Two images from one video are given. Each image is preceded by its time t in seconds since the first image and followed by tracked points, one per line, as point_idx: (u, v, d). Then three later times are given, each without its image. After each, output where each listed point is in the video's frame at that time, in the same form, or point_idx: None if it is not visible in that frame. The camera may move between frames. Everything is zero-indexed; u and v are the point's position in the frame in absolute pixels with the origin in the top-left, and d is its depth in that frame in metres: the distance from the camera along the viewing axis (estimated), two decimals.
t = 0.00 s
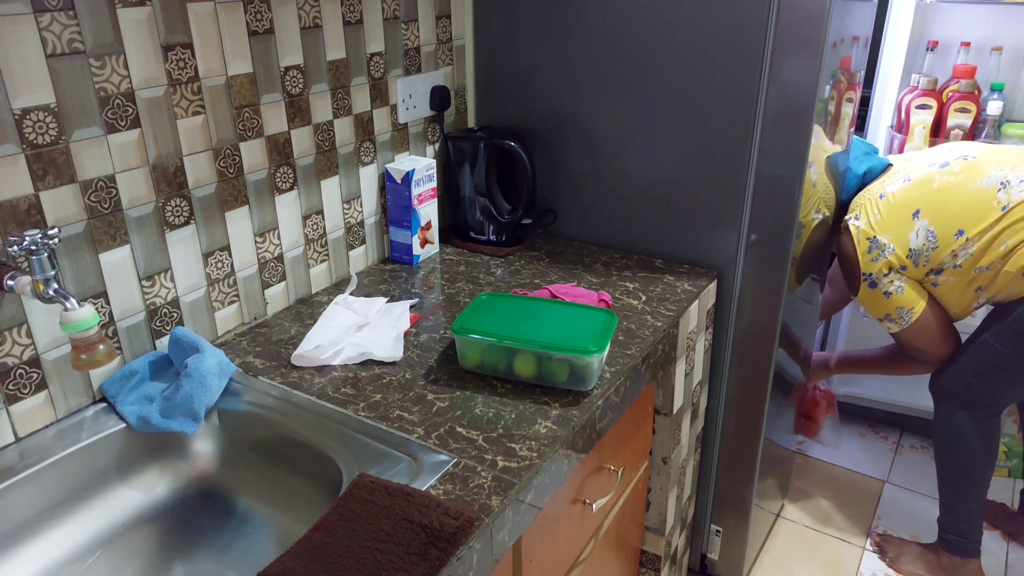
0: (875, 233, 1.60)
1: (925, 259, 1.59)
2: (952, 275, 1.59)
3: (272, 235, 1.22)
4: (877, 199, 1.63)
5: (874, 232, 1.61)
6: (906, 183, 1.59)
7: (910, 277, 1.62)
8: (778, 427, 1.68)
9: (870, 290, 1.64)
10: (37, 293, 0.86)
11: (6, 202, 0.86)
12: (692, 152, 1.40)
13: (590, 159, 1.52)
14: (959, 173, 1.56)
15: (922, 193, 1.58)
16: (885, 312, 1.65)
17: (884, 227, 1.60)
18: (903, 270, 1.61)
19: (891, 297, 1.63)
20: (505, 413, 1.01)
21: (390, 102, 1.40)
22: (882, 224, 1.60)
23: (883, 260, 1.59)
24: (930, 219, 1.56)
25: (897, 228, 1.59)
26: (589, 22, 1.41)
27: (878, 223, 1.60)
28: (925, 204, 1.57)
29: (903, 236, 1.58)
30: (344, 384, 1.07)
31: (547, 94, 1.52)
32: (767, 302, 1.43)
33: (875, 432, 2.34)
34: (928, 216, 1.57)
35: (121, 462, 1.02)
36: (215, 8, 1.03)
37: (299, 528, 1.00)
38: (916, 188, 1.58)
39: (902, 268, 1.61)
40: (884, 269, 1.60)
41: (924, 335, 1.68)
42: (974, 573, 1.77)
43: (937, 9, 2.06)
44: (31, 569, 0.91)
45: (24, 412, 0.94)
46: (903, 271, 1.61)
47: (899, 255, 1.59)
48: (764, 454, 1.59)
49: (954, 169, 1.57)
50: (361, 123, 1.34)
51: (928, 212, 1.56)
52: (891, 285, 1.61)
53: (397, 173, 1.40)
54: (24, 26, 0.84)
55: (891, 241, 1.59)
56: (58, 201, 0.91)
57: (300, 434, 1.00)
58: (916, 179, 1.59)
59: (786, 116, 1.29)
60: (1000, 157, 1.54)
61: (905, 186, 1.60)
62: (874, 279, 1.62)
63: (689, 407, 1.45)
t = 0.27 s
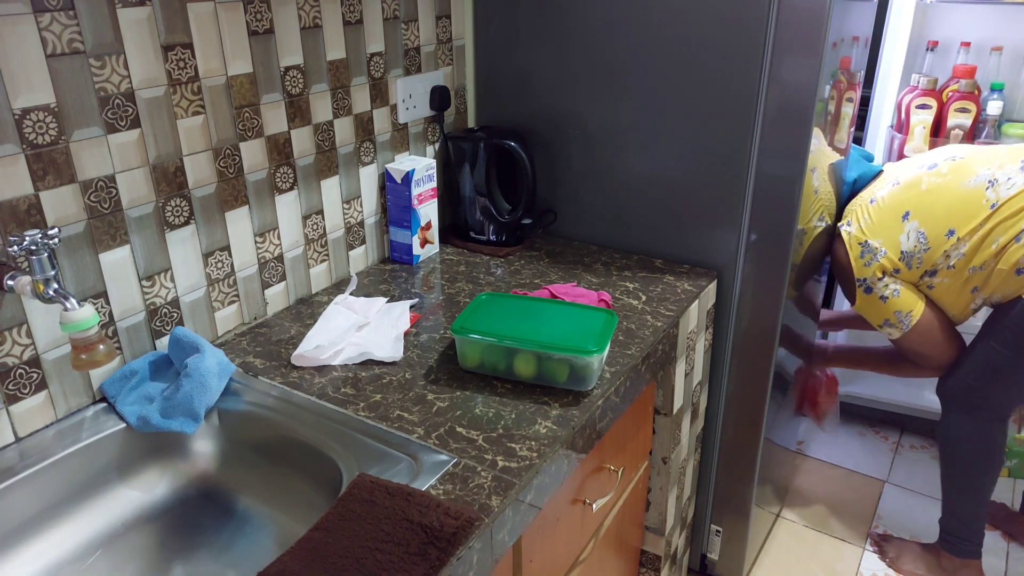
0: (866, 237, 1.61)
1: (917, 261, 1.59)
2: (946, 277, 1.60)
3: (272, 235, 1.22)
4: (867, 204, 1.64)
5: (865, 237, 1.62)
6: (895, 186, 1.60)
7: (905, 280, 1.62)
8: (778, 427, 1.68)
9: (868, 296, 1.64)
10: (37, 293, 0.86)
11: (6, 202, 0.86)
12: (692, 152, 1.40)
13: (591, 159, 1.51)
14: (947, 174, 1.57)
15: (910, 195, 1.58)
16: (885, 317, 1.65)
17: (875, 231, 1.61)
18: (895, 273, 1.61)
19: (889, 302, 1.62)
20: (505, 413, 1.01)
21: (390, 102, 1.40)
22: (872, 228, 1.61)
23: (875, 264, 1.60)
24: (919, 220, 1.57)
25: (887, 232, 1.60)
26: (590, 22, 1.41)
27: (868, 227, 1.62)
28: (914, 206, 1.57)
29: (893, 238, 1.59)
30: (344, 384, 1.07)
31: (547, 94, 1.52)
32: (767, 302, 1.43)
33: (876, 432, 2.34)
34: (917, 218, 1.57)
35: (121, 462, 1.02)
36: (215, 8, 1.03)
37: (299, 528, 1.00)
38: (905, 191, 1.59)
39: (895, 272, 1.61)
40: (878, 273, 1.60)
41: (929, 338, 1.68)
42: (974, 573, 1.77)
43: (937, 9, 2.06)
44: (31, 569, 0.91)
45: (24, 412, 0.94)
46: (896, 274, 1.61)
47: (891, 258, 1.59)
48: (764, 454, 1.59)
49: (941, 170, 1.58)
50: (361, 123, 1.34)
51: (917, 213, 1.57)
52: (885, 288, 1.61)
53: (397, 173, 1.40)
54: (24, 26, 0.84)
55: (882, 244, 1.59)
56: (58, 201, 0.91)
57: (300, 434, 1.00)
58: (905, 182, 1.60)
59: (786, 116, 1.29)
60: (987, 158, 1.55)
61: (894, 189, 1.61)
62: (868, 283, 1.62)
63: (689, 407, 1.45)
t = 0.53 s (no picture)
0: (890, 234, 1.58)
1: (939, 263, 1.59)
2: (966, 279, 1.60)
3: (272, 235, 1.22)
4: (893, 199, 1.61)
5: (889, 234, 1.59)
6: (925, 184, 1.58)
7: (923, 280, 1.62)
8: (778, 427, 1.68)
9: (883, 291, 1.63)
10: (37, 293, 0.86)
11: (5, 202, 0.86)
12: (692, 152, 1.40)
13: (591, 160, 1.51)
14: (978, 176, 1.56)
15: (941, 196, 1.57)
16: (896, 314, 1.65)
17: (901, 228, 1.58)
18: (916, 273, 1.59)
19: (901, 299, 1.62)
20: (505, 413, 1.01)
21: (391, 102, 1.40)
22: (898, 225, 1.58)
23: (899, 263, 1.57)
24: (946, 222, 1.56)
25: (913, 230, 1.57)
26: (590, 22, 1.41)
27: (893, 224, 1.58)
28: (942, 207, 1.56)
29: (918, 238, 1.57)
30: (344, 384, 1.07)
31: (547, 94, 1.52)
32: (767, 302, 1.43)
33: (875, 432, 2.34)
34: (944, 219, 1.56)
35: (121, 462, 1.02)
36: (215, 9, 1.03)
37: (299, 528, 1.00)
38: (934, 191, 1.57)
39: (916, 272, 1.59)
40: (899, 272, 1.59)
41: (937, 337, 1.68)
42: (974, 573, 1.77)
43: (937, 9, 2.06)
44: (31, 569, 0.91)
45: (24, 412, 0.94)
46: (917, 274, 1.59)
47: (913, 258, 1.58)
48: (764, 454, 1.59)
49: (974, 172, 1.56)
50: (361, 123, 1.34)
51: (945, 215, 1.56)
52: (904, 288, 1.60)
53: (397, 173, 1.40)
54: (24, 26, 0.84)
55: (906, 243, 1.57)
56: (58, 200, 0.91)
57: (300, 434, 1.00)
58: (935, 181, 1.58)
59: (786, 116, 1.29)
60: (1018, 162, 1.55)
61: (923, 187, 1.59)
62: (887, 281, 1.61)
63: (689, 407, 1.45)
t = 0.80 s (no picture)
0: (877, 237, 1.59)
1: (928, 264, 1.59)
2: (956, 280, 1.60)
3: (272, 235, 1.22)
4: (880, 203, 1.62)
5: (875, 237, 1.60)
6: (910, 187, 1.59)
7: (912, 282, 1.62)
8: (779, 427, 1.68)
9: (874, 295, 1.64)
10: (37, 293, 0.86)
11: (5, 202, 0.86)
12: (692, 152, 1.40)
13: (591, 160, 1.51)
14: (964, 177, 1.56)
15: (927, 198, 1.57)
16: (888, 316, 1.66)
17: (886, 232, 1.59)
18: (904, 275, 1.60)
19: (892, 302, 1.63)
20: (505, 413, 1.00)
21: (391, 102, 1.40)
22: (884, 228, 1.59)
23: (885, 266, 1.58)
24: (933, 224, 1.56)
25: (900, 233, 1.58)
26: (589, 22, 1.41)
27: (880, 227, 1.59)
28: (928, 209, 1.56)
29: (905, 240, 1.57)
30: (344, 384, 1.07)
31: (547, 94, 1.52)
32: (767, 302, 1.43)
33: (875, 432, 2.34)
34: (931, 221, 1.56)
35: (121, 462, 1.02)
36: (215, 9, 1.03)
37: (299, 528, 1.00)
38: (920, 192, 1.58)
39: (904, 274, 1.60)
40: (886, 275, 1.60)
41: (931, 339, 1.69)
42: (974, 573, 1.77)
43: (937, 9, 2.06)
44: (30, 569, 0.91)
45: (24, 412, 0.94)
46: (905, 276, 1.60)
47: (902, 260, 1.58)
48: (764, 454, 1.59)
49: (959, 173, 1.56)
50: (361, 123, 1.34)
51: (931, 216, 1.56)
52: (892, 290, 1.61)
53: (397, 173, 1.40)
54: (24, 26, 0.84)
55: (893, 245, 1.58)
56: (58, 200, 0.91)
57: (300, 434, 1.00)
58: (921, 183, 1.59)
59: (787, 116, 1.29)
60: (1005, 162, 1.55)
61: (908, 189, 1.59)
62: (875, 283, 1.62)
63: (689, 407, 1.45)
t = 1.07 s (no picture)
0: (893, 233, 1.57)
1: (942, 263, 1.57)
2: (968, 280, 1.59)
3: (272, 235, 1.22)
4: (898, 197, 1.58)
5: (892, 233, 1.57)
6: (930, 183, 1.55)
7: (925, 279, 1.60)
8: (779, 427, 1.68)
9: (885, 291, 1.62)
10: (37, 293, 0.86)
11: (5, 202, 0.86)
12: (692, 152, 1.40)
13: (591, 160, 1.51)
14: (985, 176, 1.52)
15: (948, 195, 1.53)
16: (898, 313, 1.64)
17: (903, 228, 1.56)
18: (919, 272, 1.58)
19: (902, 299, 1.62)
20: (505, 413, 1.00)
21: (391, 102, 1.40)
22: (902, 224, 1.56)
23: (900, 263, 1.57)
24: (951, 222, 1.53)
25: (916, 230, 1.55)
26: (589, 22, 1.41)
27: (896, 223, 1.57)
28: (947, 207, 1.53)
29: (921, 238, 1.55)
30: (344, 384, 1.07)
31: (547, 94, 1.52)
32: (767, 302, 1.43)
33: (875, 432, 2.34)
34: (950, 220, 1.53)
35: (121, 462, 1.02)
36: (215, 9, 1.03)
37: (298, 528, 1.00)
38: (940, 189, 1.54)
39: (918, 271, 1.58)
40: (900, 271, 1.58)
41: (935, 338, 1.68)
42: (974, 573, 1.77)
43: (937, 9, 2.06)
44: (30, 569, 0.91)
45: (24, 412, 0.94)
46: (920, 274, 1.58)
47: (916, 257, 1.56)
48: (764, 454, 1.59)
49: (981, 170, 1.53)
50: (361, 123, 1.34)
51: (950, 214, 1.53)
52: (905, 286, 1.60)
53: (397, 173, 1.40)
54: (24, 26, 0.84)
55: (909, 243, 1.56)
56: (58, 201, 0.91)
57: (300, 434, 1.00)
58: (942, 180, 1.55)
59: (787, 116, 1.29)
60: None
61: (928, 185, 1.56)
62: (888, 279, 1.60)
63: (689, 407, 1.45)
